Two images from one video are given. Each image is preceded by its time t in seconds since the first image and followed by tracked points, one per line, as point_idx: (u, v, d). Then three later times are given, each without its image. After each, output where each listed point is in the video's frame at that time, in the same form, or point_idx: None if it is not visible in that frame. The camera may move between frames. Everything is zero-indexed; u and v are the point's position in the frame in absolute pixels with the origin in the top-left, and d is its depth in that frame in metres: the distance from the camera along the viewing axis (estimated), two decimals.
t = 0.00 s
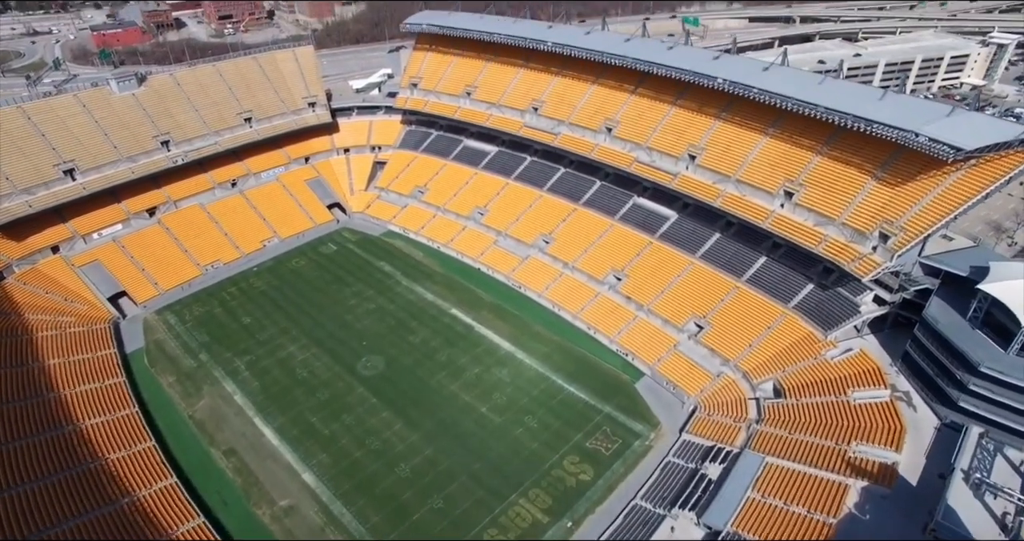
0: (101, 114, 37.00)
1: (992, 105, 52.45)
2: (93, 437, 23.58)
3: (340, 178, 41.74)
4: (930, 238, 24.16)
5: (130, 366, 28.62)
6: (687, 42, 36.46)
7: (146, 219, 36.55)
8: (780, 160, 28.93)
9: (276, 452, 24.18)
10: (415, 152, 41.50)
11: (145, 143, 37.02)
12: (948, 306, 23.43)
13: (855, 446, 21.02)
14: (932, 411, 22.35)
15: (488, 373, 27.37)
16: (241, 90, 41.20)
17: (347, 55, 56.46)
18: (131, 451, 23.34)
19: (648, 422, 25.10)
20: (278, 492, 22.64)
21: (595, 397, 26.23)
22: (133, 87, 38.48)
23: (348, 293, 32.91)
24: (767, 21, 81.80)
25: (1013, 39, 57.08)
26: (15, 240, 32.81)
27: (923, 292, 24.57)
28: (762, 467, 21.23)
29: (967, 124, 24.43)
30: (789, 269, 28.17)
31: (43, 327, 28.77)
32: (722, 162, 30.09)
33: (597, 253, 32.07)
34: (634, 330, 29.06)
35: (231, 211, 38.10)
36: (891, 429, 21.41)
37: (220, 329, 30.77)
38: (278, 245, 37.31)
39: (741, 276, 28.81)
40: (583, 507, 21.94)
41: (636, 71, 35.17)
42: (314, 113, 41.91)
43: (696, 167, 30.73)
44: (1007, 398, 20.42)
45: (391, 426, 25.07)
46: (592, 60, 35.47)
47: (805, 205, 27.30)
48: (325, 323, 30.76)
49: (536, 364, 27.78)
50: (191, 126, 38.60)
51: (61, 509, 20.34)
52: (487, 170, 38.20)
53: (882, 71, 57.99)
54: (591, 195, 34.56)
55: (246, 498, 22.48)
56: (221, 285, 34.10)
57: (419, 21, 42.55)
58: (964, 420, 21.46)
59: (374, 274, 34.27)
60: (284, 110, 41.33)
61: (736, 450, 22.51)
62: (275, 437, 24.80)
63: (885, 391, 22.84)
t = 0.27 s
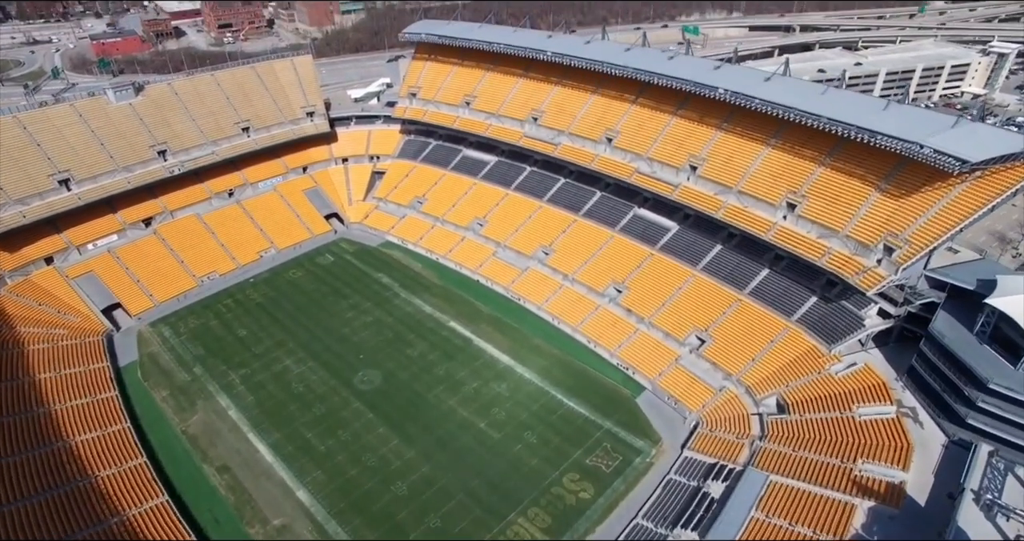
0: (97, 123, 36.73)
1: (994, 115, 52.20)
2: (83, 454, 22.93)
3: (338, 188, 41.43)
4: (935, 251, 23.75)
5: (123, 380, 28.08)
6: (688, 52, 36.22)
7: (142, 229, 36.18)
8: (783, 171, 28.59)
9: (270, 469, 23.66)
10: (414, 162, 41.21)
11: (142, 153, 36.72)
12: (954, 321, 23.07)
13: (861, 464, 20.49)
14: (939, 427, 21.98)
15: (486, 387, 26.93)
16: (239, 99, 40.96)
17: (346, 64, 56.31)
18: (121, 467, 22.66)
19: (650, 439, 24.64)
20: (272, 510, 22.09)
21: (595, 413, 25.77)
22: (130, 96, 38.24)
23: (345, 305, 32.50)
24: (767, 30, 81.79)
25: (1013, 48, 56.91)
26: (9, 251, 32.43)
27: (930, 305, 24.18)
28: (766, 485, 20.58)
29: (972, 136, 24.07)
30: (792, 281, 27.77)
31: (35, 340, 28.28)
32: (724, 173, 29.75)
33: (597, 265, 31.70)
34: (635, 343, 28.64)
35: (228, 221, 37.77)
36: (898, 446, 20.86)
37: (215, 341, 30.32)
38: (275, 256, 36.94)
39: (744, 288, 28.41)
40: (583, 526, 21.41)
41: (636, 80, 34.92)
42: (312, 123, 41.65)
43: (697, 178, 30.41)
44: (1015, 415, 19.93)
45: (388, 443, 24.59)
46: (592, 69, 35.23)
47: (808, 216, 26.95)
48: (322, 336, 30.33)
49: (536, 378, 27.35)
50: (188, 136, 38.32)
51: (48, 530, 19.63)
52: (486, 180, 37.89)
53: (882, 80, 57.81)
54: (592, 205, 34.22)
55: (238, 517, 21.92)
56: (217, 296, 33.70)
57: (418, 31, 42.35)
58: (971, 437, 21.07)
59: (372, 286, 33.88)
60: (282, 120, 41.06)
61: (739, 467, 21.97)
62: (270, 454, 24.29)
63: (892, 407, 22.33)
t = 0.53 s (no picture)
0: (97, 125, 36.67)
1: (995, 116, 52.15)
2: (81, 457, 22.83)
3: (338, 190, 41.39)
4: (936, 253, 23.66)
5: (122, 382, 27.98)
6: (688, 53, 36.17)
7: (142, 231, 36.12)
8: (783, 173, 28.53)
9: (270, 471, 23.55)
10: (413, 164, 41.16)
11: (141, 154, 36.66)
12: (955, 324, 23.05)
13: (862, 467, 20.39)
14: (940, 430, 21.86)
15: (486, 390, 26.86)
16: (239, 100, 40.91)
17: (346, 65, 56.27)
18: (120, 471, 22.57)
19: (650, 441, 24.56)
20: (271, 513, 21.99)
21: (595, 415, 25.70)
22: (130, 98, 38.19)
23: (345, 307, 32.43)
24: (767, 31, 81.76)
25: (1013, 50, 56.87)
26: (8, 253, 32.35)
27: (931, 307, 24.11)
28: (767, 489, 20.46)
29: (973, 138, 24.01)
30: (792, 284, 27.70)
31: (34, 342, 28.20)
32: (724, 175, 29.70)
33: (597, 267, 31.65)
34: (635, 346, 28.58)
35: (227, 223, 37.71)
36: (899, 449, 20.77)
37: (214, 344, 30.23)
38: (275, 258, 36.89)
39: (744, 290, 28.35)
40: (584, 529, 21.31)
41: (636, 82, 34.86)
42: (312, 124, 41.61)
43: (697, 180, 30.35)
44: (1017, 417, 19.89)
45: (387, 446, 24.52)
46: (592, 71, 35.19)
47: (809, 218, 26.89)
48: (321, 338, 30.26)
49: (536, 381, 27.28)
50: (188, 137, 38.27)
51: (45, 533, 19.49)
52: (486, 182, 37.83)
53: (882, 82, 57.77)
54: (592, 207, 34.16)
55: (238, 520, 21.81)
56: (216, 298, 33.63)
57: (418, 32, 42.30)
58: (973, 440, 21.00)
59: (371, 288, 33.82)
60: (282, 121, 41.02)
61: (740, 470, 21.86)
62: (269, 456, 24.19)
63: (893, 410, 22.24)
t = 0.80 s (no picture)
0: (90, 141, 36.17)
1: (997, 131, 51.80)
2: (63, 486, 21.94)
3: (334, 207, 40.86)
4: (946, 275, 22.96)
5: (110, 406, 27.17)
6: (689, 69, 35.76)
7: (134, 249, 35.49)
8: (787, 192, 27.94)
9: (259, 501, 22.69)
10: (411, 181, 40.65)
11: (135, 171, 36.13)
12: (968, 348, 22.36)
13: (874, 499, 19.50)
14: (955, 459, 21.10)
15: (484, 415, 26.10)
16: (235, 116, 40.46)
17: (344, 80, 55.96)
18: (103, 501, 21.60)
19: (652, 469, 23.75)
20: None
21: (596, 442, 24.92)
22: (124, 114, 37.74)
23: (339, 328, 31.74)
24: (767, 46, 81.66)
25: (1014, 65, 56.58)
26: None
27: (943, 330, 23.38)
28: (775, 521, 19.35)
29: (983, 157, 23.40)
30: (798, 305, 27.01)
31: (20, 364, 27.45)
32: (727, 193, 29.12)
33: (598, 287, 31.00)
34: (637, 369, 27.85)
35: (222, 241, 37.09)
36: (912, 480, 19.95)
37: (205, 366, 29.49)
38: (269, 277, 36.24)
39: (748, 311, 27.66)
40: None
41: (637, 98, 34.40)
42: (308, 140, 41.14)
43: (700, 198, 29.78)
44: None
45: (382, 474, 23.71)
46: (592, 87, 34.75)
47: (814, 239, 26.27)
48: (315, 360, 29.53)
49: (535, 406, 26.53)
50: (183, 153, 37.76)
51: None
52: (485, 199, 37.29)
53: (883, 97, 57.39)
54: (592, 225, 33.57)
55: None
56: (209, 318, 32.95)
57: (416, 48, 41.93)
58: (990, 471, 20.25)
59: (367, 308, 33.16)
60: (278, 137, 40.56)
61: (746, 500, 20.95)
62: (259, 485, 23.35)
63: (905, 438, 21.51)
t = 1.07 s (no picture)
0: (86, 151, 35.82)
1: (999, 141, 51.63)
2: (51, 505, 21.38)
3: (332, 217, 40.54)
4: (953, 289, 22.52)
5: (101, 421, 26.68)
6: (689, 79, 35.50)
7: (129, 260, 35.09)
8: (790, 203, 27.59)
9: (253, 520, 22.15)
10: (410, 191, 40.34)
11: (131, 181, 35.78)
12: (976, 364, 22.07)
13: (881, 519, 18.86)
14: (965, 478, 20.49)
15: (482, 431, 25.63)
16: (233, 125, 40.16)
17: (343, 89, 55.75)
18: (92, 520, 21.02)
19: (654, 487, 23.23)
20: None
21: (596, 458, 24.43)
22: (121, 123, 37.42)
23: (336, 340, 31.31)
24: (766, 54, 81.57)
25: (1015, 75, 56.52)
26: None
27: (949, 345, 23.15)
28: None
29: (989, 169, 23.03)
30: (801, 318, 26.59)
31: (10, 378, 26.96)
32: (728, 205, 28.77)
33: (598, 299, 30.61)
34: (638, 383, 27.40)
35: (218, 252, 36.70)
36: (920, 500, 19.35)
37: (200, 379, 29.01)
38: (266, 288, 35.84)
39: (751, 324, 27.24)
40: None
41: (637, 108, 34.14)
42: (306, 150, 40.85)
43: (701, 209, 29.43)
44: None
45: (378, 491, 23.20)
46: (592, 97, 34.47)
47: (817, 251, 25.89)
48: (311, 374, 29.07)
49: (534, 421, 26.07)
50: (179, 163, 37.44)
51: None
52: (484, 210, 36.95)
53: (884, 106, 57.20)
54: (592, 236, 33.20)
55: None
56: (204, 331, 32.51)
57: (415, 57, 41.70)
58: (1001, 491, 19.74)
59: (365, 320, 32.75)
60: (276, 147, 40.27)
61: (749, 520, 20.38)
62: (252, 503, 22.81)
63: (912, 455, 20.90)
